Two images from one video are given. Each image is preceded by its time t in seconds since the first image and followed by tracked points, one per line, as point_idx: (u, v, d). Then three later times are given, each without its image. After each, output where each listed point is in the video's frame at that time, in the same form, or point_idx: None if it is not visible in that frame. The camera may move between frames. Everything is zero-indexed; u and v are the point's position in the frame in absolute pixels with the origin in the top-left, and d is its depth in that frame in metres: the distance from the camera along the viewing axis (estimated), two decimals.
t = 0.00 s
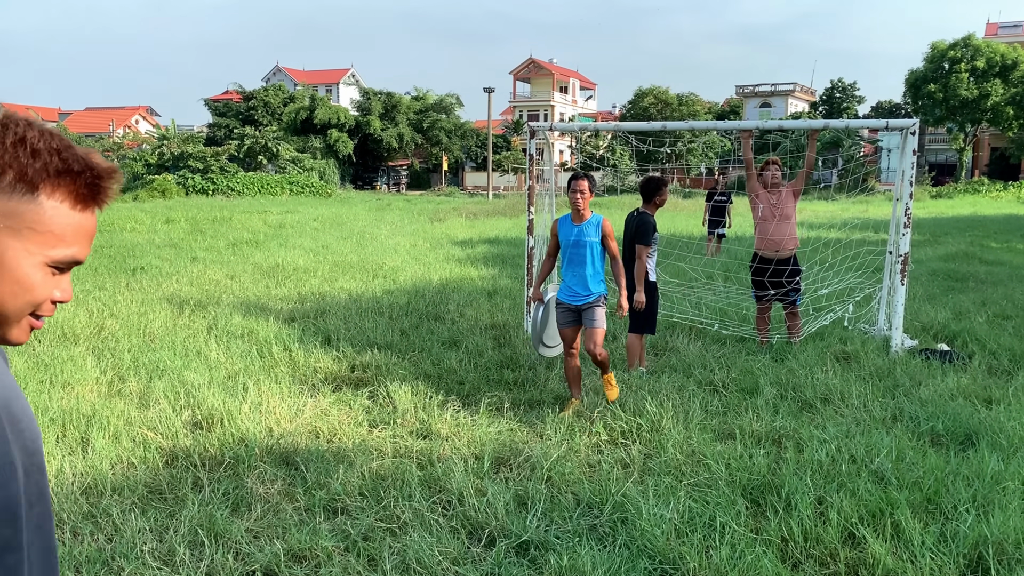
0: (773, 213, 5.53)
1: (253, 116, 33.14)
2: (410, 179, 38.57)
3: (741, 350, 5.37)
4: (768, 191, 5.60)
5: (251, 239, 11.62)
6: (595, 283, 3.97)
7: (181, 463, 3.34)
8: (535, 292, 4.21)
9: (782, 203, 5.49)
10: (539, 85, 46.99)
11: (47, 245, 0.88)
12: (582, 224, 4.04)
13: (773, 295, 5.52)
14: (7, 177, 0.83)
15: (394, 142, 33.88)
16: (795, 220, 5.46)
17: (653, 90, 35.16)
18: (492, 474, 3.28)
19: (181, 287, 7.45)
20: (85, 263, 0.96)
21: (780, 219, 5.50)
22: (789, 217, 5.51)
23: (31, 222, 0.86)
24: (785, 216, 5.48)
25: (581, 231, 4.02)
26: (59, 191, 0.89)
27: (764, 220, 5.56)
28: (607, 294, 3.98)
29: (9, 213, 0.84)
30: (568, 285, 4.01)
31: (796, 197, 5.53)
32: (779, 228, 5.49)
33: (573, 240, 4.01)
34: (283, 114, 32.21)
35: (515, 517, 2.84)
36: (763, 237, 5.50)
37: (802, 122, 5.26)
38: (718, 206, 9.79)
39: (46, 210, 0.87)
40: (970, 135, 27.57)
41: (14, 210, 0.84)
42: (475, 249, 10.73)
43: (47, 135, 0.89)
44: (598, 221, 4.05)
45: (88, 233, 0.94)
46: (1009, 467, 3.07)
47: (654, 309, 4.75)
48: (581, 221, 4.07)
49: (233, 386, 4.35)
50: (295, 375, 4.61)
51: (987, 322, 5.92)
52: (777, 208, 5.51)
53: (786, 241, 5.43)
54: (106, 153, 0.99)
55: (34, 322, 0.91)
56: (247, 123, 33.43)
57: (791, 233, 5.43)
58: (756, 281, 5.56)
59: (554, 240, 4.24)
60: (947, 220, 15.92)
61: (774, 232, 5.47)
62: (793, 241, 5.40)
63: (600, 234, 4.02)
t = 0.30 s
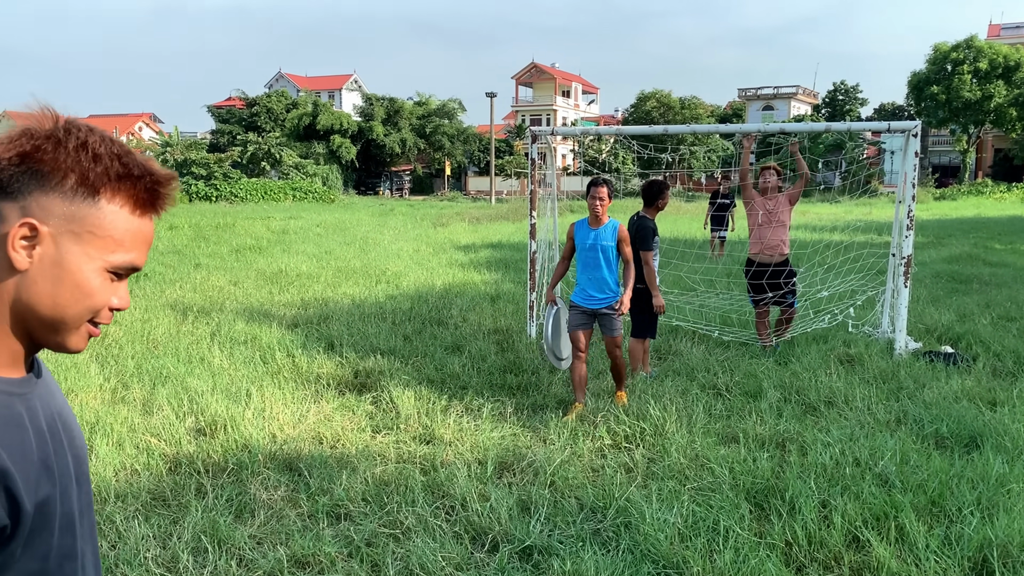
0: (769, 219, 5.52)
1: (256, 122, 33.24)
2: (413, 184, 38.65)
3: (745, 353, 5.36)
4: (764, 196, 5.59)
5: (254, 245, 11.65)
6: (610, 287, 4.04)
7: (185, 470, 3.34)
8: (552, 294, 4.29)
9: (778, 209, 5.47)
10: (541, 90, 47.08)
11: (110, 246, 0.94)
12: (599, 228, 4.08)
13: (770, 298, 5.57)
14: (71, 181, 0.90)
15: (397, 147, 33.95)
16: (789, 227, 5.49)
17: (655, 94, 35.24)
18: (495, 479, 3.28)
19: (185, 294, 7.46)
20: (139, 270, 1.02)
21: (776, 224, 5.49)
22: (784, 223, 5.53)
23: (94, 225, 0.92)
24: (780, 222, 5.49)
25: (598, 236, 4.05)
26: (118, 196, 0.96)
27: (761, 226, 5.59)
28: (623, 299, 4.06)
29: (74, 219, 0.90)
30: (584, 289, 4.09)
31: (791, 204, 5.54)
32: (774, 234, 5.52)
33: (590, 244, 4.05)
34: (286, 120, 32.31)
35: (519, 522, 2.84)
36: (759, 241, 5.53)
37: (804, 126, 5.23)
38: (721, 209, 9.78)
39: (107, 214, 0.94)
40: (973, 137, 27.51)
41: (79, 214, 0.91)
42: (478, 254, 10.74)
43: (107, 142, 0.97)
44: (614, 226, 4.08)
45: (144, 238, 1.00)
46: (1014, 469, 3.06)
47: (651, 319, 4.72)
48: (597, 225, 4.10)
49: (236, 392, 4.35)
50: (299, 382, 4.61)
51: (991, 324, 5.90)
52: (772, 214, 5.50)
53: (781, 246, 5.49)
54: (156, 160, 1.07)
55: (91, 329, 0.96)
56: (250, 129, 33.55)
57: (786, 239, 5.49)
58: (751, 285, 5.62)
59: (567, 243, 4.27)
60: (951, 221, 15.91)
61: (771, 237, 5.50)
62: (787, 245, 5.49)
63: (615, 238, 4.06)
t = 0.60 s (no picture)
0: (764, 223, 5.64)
1: (258, 127, 33.31)
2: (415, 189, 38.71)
3: (747, 356, 5.35)
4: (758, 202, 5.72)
5: (257, 250, 11.66)
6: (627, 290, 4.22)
7: (188, 475, 3.34)
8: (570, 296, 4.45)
9: (774, 214, 5.61)
10: (542, 94, 47.17)
11: (160, 243, 1.00)
12: (618, 233, 4.25)
13: (766, 296, 5.68)
14: (124, 183, 0.98)
15: (399, 152, 34.02)
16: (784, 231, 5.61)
17: (656, 97, 35.37)
18: (497, 483, 3.28)
19: (188, 299, 7.48)
20: (194, 273, 1.07)
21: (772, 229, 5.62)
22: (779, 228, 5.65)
23: (144, 224, 0.98)
24: (774, 226, 5.61)
25: (617, 240, 4.22)
26: (169, 198, 1.02)
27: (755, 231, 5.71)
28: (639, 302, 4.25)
29: (125, 220, 0.97)
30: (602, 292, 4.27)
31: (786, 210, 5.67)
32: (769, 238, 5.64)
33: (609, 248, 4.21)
34: (289, 125, 32.39)
35: (521, 526, 2.84)
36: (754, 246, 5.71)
37: (806, 128, 5.22)
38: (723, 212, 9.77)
39: (158, 215, 1.00)
40: (975, 138, 27.49)
41: (130, 214, 0.97)
42: (480, 257, 10.74)
43: (163, 150, 1.06)
44: (633, 232, 4.26)
45: (197, 241, 1.06)
46: (1017, 472, 3.05)
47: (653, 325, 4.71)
48: (617, 229, 4.27)
49: (239, 397, 4.35)
50: (301, 386, 4.61)
51: (994, 326, 5.89)
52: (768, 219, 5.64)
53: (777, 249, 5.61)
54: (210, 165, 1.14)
55: (147, 326, 1.01)
56: (252, 134, 33.63)
57: (780, 243, 5.61)
58: (746, 283, 5.74)
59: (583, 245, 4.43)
60: (954, 223, 15.90)
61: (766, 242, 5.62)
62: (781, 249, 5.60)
63: (634, 244, 4.24)
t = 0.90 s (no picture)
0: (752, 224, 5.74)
1: (258, 131, 33.35)
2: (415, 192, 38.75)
3: (748, 358, 5.35)
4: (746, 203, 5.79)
5: (257, 253, 11.66)
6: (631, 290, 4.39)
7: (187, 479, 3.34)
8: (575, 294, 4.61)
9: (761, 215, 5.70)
10: (543, 96, 47.24)
11: (204, 214, 1.08)
12: (625, 233, 4.42)
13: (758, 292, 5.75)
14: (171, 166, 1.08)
15: (399, 155, 34.06)
16: (773, 232, 5.73)
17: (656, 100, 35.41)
18: (497, 487, 3.28)
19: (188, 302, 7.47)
20: (243, 249, 1.14)
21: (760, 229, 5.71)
22: (767, 228, 5.77)
23: (189, 197, 1.07)
24: (763, 227, 5.73)
25: (624, 240, 4.40)
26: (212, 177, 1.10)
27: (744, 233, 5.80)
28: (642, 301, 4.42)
29: (172, 195, 1.07)
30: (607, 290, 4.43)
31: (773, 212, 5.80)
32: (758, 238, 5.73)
33: (616, 248, 4.39)
34: (289, 129, 32.43)
35: (521, 529, 2.84)
36: (745, 246, 5.73)
37: (805, 130, 5.22)
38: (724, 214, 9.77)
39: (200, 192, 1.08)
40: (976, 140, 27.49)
41: (175, 192, 1.07)
42: (480, 260, 10.75)
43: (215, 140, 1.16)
44: (639, 233, 4.45)
45: (242, 219, 1.13)
46: (1018, 474, 3.05)
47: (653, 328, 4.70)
48: (624, 230, 4.44)
49: (239, 401, 4.35)
50: (302, 389, 4.62)
51: (995, 328, 5.88)
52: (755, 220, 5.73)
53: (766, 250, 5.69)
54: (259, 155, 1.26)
55: (200, 299, 1.09)
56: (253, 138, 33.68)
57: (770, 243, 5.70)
58: (738, 281, 5.82)
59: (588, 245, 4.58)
60: (954, 224, 15.90)
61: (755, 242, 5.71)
62: (771, 248, 5.69)
63: (639, 245, 4.43)
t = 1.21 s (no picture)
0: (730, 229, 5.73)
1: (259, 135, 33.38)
2: (416, 195, 38.80)
3: (749, 360, 5.36)
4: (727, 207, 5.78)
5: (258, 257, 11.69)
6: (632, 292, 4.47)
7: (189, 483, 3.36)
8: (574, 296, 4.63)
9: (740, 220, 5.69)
10: (543, 99, 47.29)
11: (221, 204, 1.16)
12: (626, 237, 4.47)
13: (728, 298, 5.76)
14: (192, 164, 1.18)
15: (400, 158, 34.10)
16: (752, 236, 5.73)
17: (657, 102, 35.42)
18: (499, 489, 3.28)
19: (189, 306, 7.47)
20: (265, 236, 1.21)
21: (738, 234, 5.71)
22: (746, 234, 5.76)
23: (206, 191, 1.16)
24: (742, 231, 5.72)
25: (625, 244, 4.45)
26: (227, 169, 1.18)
27: (722, 237, 5.79)
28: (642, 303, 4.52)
29: (192, 190, 1.17)
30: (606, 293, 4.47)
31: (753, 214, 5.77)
32: (735, 244, 5.74)
33: (618, 252, 4.43)
34: (290, 132, 32.46)
35: (523, 532, 2.84)
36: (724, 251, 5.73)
37: (806, 132, 5.22)
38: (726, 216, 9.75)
39: (219, 186, 1.17)
40: (976, 141, 27.51)
41: (197, 190, 1.17)
42: (481, 263, 10.74)
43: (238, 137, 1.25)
44: (637, 237, 4.52)
45: (262, 209, 1.21)
46: (1020, 475, 3.04)
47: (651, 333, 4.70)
48: (625, 233, 4.47)
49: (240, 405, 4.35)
50: (303, 393, 4.61)
51: (996, 329, 5.88)
52: (733, 225, 5.72)
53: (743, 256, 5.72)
54: (286, 152, 1.33)
55: (226, 286, 1.16)
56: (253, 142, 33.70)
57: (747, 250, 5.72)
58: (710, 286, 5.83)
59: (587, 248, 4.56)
60: (955, 225, 15.91)
61: (732, 247, 5.73)
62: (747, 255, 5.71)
63: (638, 248, 4.51)
